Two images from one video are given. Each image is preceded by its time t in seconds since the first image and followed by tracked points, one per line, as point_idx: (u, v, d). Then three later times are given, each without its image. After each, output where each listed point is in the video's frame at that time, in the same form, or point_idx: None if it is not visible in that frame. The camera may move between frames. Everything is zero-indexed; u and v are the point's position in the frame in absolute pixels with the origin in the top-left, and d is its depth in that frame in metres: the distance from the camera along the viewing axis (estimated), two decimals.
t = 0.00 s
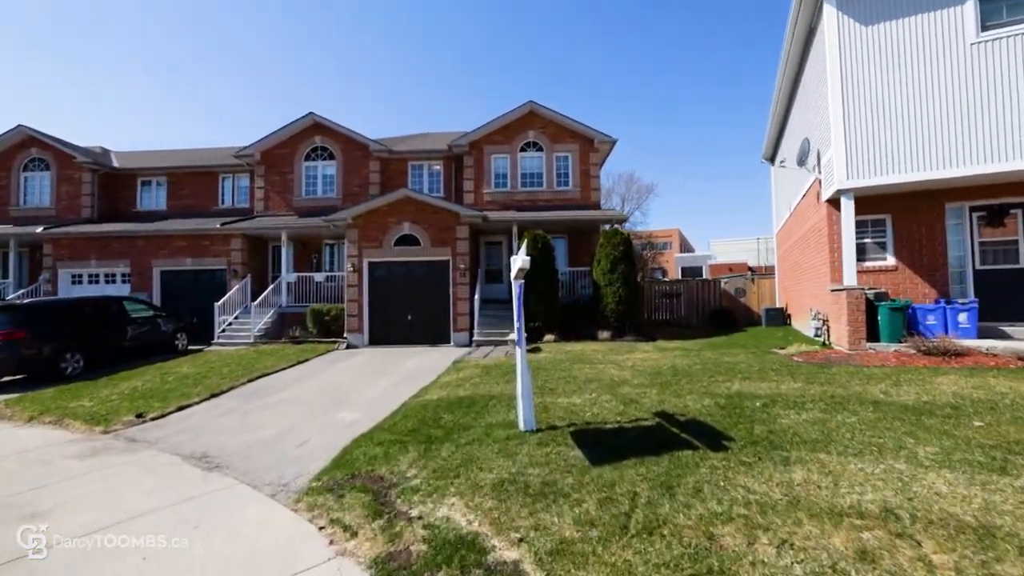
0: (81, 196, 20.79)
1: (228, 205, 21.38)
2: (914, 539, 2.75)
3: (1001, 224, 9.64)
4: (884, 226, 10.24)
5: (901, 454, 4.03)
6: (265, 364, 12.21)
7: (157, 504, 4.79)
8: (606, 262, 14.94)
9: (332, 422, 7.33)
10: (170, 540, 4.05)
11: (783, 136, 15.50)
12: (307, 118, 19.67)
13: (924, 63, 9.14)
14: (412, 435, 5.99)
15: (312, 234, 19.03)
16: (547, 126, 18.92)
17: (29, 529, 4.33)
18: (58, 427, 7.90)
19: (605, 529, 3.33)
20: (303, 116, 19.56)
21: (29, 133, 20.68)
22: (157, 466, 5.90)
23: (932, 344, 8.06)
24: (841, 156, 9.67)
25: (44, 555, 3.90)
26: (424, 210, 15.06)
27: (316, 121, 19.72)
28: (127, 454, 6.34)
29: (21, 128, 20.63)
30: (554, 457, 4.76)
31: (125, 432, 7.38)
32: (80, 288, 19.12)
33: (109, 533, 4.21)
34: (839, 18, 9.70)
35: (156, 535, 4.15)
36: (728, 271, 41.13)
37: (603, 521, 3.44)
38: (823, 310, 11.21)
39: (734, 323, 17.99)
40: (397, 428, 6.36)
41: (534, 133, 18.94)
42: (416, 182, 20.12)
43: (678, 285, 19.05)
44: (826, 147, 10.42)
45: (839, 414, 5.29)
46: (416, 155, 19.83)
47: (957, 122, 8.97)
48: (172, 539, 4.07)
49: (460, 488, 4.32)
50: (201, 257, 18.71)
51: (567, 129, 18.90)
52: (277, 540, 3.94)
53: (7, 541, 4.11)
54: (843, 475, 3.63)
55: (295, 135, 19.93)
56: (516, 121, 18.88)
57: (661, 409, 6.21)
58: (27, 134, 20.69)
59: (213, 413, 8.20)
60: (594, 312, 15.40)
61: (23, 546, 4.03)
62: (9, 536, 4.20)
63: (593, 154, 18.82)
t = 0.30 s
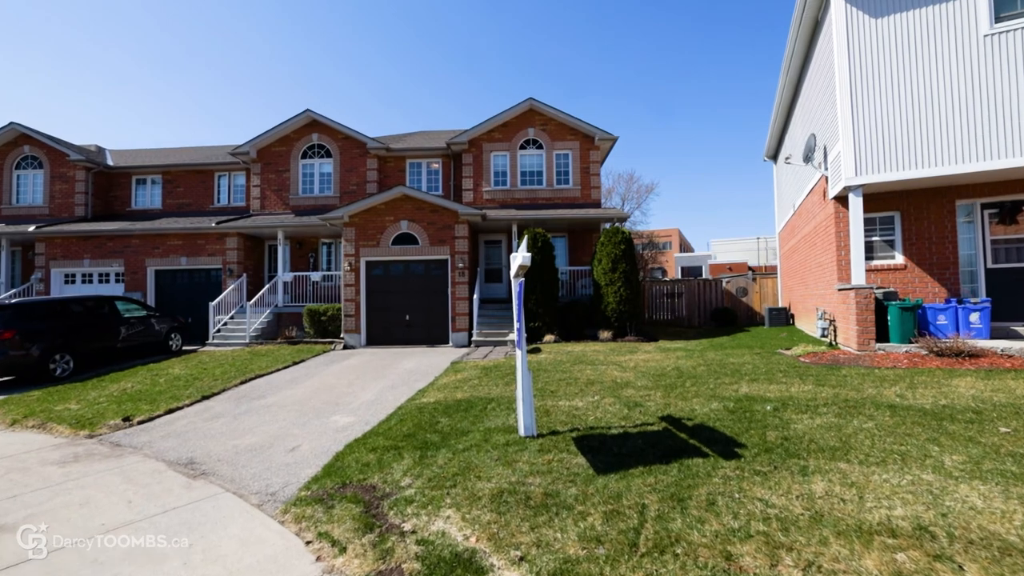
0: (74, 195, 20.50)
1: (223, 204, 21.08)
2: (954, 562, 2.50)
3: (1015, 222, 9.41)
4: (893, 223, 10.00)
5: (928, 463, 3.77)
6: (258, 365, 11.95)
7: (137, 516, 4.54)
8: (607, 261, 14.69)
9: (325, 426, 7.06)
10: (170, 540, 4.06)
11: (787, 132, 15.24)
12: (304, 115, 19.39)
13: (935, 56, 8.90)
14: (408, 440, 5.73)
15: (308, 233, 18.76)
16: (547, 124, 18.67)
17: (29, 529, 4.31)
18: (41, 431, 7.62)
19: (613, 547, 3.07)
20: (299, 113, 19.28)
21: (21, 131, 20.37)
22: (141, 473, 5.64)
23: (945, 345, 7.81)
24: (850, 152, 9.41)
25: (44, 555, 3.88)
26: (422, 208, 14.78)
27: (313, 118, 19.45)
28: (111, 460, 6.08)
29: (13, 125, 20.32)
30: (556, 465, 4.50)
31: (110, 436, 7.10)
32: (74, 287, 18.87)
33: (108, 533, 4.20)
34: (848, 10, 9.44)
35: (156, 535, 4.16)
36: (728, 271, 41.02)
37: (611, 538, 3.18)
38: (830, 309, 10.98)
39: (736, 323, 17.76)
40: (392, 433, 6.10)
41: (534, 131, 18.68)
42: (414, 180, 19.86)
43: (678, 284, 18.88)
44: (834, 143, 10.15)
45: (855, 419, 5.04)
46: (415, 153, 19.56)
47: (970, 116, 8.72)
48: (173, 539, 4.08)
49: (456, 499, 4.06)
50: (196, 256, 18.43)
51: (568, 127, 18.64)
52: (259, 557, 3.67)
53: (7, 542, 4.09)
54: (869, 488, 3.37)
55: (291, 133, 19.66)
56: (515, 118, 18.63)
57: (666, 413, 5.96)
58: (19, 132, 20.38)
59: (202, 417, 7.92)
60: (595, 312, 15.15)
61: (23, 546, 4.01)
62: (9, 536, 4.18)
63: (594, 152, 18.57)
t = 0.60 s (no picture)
0: (67, 193, 20.21)
1: (218, 203, 20.78)
2: None
3: None
4: (902, 221, 9.75)
5: (958, 475, 3.52)
6: (252, 367, 11.69)
7: (115, 529, 4.27)
8: (608, 260, 14.42)
9: (317, 431, 6.79)
10: (170, 540, 4.06)
11: (790, 128, 14.95)
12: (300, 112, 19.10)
13: (946, 49, 8.67)
14: (402, 447, 5.47)
15: (305, 232, 18.51)
16: (547, 122, 18.41)
17: (30, 529, 4.31)
18: (23, 436, 7.35)
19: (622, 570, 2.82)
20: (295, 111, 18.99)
21: (13, 128, 20.06)
22: (123, 481, 5.38)
23: (958, 346, 7.58)
24: (858, 147, 9.15)
25: (44, 554, 3.88)
26: (420, 206, 14.51)
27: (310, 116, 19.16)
28: (92, 467, 5.81)
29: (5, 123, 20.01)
30: (558, 475, 4.25)
31: (94, 442, 6.84)
32: (67, 287, 18.60)
33: (108, 533, 4.20)
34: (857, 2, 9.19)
35: (156, 535, 4.15)
36: (728, 270, 40.83)
37: (619, 560, 2.93)
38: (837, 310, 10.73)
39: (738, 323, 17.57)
40: (386, 439, 5.84)
41: (534, 128, 18.43)
42: (412, 178, 19.59)
43: (680, 285, 18.65)
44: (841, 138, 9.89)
45: (872, 425, 4.80)
46: (412, 151, 19.30)
47: (982, 111, 8.49)
48: (172, 539, 4.07)
49: (452, 513, 3.80)
50: (191, 255, 18.13)
51: (568, 124, 18.38)
52: None
53: (7, 541, 4.09)
54: (898, 505, 3.11)
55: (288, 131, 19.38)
56: (515, 116, 18.36)
57: (673, 418, 5.72)
58: (11, 129, 20.07)
59: (191, 421, 7.65)
60: (596, 312, 14.91)
61: (23, 546, 4.02)
62: (10, 536, 4.19)
63: (595, 150, 18.31)
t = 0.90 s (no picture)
0: (61, 192, 19.94)
1: (215, 201, 20.38)
2: None
3: None
4: (911, 219, 9.52)
5: (992, 487, 3.27)
6: (246, 368, 11.44)
7: (91, 542, 4.02)
8: (609, 260, 14.15)
9: (309, 436, 6.54)
10: (170, 540, 4.00)
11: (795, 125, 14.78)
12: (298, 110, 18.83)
13: (960, 41, 8.43)
14: (398, 454, 5.22)
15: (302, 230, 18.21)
16: (547, 119, 18.16)
17: (28, 529, 4.26)
18: (5, 440, 7.08)
19: None
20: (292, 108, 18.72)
21: (5, 126, 19.77)
22: (104, 489, 5.11)
23: (972, 347, 7.37)
24: (867, 143, 8.91)
25: (44, 555, 3.84)
26: (419, 205, 14.27)
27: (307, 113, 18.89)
28: (74, 474, 5.55)
29: None
30: (562, 485, 4.02)
31: (78, 447, 6.57)
32: (60, 286, 18.31)
33: (108, 533, 4.15)
34: None
35: (156, 535, 4.10)
36: (728, 270, 40.61)
37: None
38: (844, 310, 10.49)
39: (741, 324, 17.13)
40: (380, 445, 5.58)
41: (534, 126, 18.18)
42: (410, 176, 19.35)
43: (681, 284, 18.33)
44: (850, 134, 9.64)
45: (891, 431, 4.56)
46: (411, 149, 19.06)
47: (997, 105, 8.26)
48: (172, 539, 4.02)
49: (449, 527, 3.55)
50: (186, 254, 17.88)
51: (569, 122, 18.13)
52: None
53: (7, 541, 4.06)
54: (932, 520, 2.88)
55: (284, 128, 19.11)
56: (515, 113, 18.11)
57: (680, 422, 5.51)
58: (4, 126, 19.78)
59: (180, 425, 7.40)
60: (597, 312, 14.63)
61: (24, 546, 3.98)
62: (9, 535, 4.16)
63: (596, 147, 18.05)
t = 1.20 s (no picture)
0: (57, 190, 19.70)
1: (211, 199, 19.63)
2: None
3: None
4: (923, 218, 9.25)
5: None
6: (241, 369, 11.20)
7: (68, 558, 3.76)
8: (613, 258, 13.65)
9: (304, 441, 6.30)
10: (170, 540, 3.99)
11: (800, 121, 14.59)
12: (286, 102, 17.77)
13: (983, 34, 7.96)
14: (395, 462, 4.99)
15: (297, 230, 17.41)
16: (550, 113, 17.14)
17: (29, 529, 4.24)
18: None
19: None
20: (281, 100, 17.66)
21: None
22: (86, 499, 4.86)
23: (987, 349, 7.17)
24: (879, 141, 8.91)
25: (44, 555, 3.81)
26: (417, 201, 13.91)
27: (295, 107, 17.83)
28: (58, 483, 5.32)
29: None
30: (571, 495, 3.82)
31: (65, 453, 6.34)
32: (55, 286, 18.01)
33: (109, 533, 4.14)
34: None
35: (156, 535, 4.07)
36: (729, 270, 40.25)
37: None
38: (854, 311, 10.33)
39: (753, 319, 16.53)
40: (378, 452, 5.35)
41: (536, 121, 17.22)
42: (410, 174, 19.12)
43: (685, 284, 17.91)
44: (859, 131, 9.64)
45: (917, 441, 4.34)
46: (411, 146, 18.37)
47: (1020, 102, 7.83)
48: (172, 539, 4.00)
49: (449, 545, 3.31)
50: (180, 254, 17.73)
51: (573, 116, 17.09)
52: None
53: (7, 541, 4.03)
54: (976, 544, 2.69)
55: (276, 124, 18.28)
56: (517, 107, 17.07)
57: (692, 432, 5.28)
58: None
59: (171, 429, 7.15)
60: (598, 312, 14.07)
61: (23, 546, 3.95)
62: (9, 536, 4.12)
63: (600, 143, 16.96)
